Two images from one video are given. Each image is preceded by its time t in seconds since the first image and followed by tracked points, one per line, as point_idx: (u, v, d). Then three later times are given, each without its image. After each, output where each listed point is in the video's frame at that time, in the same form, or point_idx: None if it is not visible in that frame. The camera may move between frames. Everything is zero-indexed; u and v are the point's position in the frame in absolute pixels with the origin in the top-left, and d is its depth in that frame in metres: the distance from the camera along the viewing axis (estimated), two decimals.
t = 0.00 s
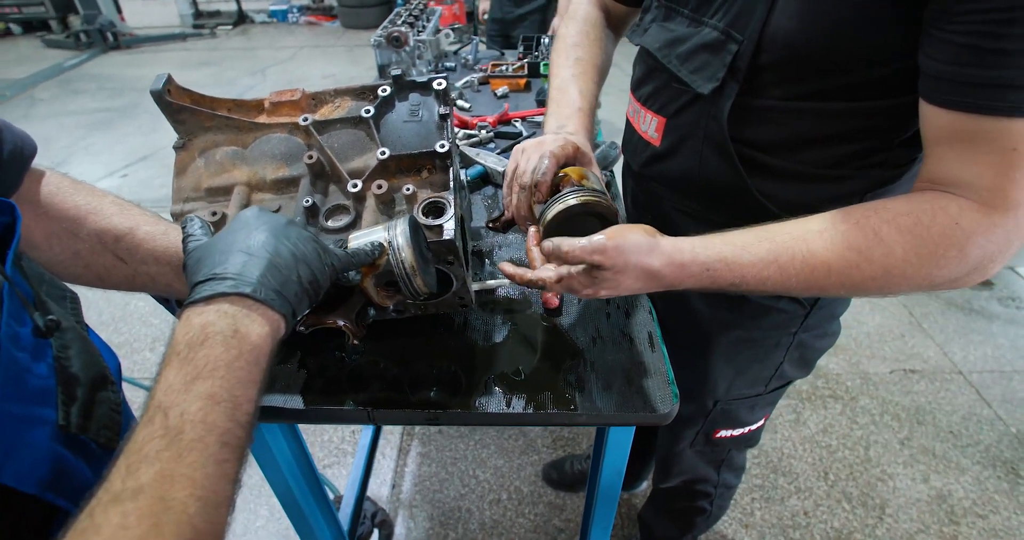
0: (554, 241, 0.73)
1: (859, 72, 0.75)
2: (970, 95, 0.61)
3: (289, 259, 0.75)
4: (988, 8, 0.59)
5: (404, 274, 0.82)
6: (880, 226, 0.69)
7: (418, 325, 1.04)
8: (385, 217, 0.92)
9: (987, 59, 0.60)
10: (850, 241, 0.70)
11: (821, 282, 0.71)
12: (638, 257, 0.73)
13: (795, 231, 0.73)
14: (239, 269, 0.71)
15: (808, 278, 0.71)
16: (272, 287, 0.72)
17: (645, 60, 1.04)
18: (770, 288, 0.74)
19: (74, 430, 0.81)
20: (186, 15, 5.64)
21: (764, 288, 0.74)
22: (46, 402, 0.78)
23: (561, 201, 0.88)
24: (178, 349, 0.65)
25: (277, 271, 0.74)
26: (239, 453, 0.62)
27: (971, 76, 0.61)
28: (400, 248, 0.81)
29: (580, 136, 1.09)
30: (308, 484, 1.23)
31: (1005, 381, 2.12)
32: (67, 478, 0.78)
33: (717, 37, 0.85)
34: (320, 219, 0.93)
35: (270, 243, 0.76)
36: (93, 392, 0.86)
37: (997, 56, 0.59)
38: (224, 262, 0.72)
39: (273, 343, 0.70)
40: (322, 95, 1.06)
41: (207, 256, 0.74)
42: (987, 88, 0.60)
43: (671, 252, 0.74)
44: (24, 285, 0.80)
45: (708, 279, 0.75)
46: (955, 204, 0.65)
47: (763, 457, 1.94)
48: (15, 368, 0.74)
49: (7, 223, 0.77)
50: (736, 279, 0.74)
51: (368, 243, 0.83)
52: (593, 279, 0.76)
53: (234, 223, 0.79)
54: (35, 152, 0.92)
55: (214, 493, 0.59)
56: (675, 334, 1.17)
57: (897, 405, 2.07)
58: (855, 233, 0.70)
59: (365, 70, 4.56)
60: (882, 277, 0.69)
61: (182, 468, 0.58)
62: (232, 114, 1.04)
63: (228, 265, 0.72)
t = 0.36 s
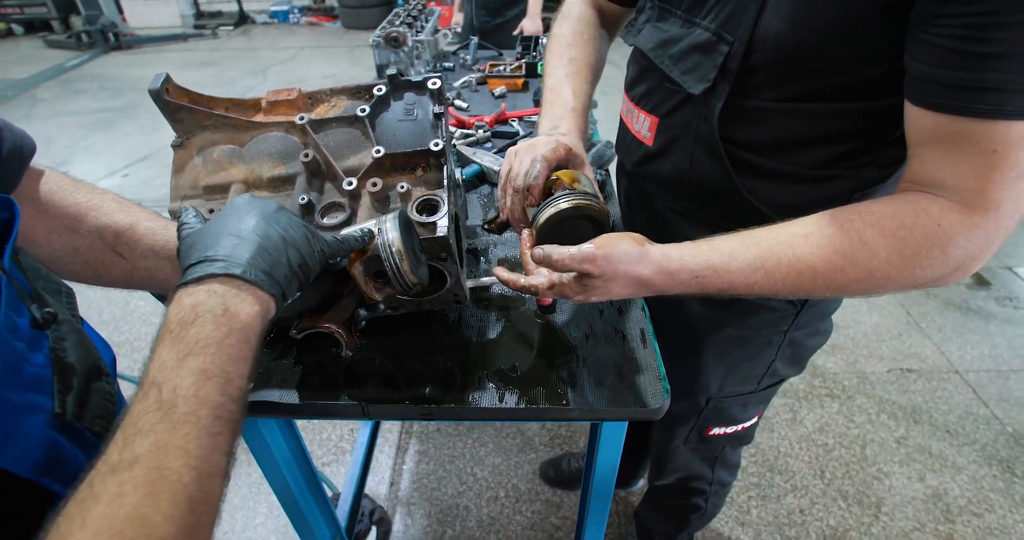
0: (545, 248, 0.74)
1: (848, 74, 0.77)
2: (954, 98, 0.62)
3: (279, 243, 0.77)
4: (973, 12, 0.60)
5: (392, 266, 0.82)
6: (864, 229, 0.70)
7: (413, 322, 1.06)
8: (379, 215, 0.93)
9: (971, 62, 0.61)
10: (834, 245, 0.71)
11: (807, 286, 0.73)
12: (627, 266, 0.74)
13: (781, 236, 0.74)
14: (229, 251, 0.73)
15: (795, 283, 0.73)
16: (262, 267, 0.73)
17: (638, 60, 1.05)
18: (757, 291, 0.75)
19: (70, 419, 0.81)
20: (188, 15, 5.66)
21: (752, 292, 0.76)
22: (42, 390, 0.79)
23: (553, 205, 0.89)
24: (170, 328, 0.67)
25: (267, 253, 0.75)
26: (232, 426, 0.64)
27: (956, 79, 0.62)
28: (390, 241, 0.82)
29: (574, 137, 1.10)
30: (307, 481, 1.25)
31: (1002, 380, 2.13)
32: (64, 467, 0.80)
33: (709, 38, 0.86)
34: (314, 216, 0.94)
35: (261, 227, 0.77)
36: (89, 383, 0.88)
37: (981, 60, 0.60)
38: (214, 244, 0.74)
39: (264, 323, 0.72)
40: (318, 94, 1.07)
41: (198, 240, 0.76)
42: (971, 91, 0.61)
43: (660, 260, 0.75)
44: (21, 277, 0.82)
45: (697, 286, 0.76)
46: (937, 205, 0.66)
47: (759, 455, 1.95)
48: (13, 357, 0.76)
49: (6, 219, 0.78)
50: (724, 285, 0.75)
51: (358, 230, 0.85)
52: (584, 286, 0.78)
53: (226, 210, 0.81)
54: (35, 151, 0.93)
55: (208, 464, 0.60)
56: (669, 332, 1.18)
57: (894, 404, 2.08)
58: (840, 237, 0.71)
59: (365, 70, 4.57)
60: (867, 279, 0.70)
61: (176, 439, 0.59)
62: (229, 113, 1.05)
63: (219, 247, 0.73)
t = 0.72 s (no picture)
0: (551, 244, 0.75)
1: (856, 76, 0.77)
2: (961, 100, 0.62)
3: (284, 234, 0.78)
4: (982, 13, 0.60)
5: (396, 263, 0.83)
6: (872, 231, 0.70)
7: (415, 320, 1.06)
8: (382, 213, 0.93)
9: (979, 64, 0.61)
10: (842, 247, 0.71)
11: (813, 288, 0.73)
12: (633, 266, 0.74)
13: (788, 237, 0.74)
14: (235, 240, 0.74)
15: (802, 285, 0.73)
16: (267, 257, 0.74)
17: (645, 60, 1.05)
18: (762, 293, 0.75)
19: (73, 413, 0.82)
20: (190, 15, 5.66)
21: (757, 293, 0.76)
22: (45, 385, 0.79)
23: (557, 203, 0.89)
24: (175, 315, 0.67)
25: (272, 243, 0.76)
26: (237, 413, 0.64)
27: (964, 81, 0.62)
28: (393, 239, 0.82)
29: (579, 136, 1.10)
30: (308, 479, 1.25)
31: (1005, 382, 2.13)
32: (69, 461, 0.80)
33: (717, 37, 0.86)
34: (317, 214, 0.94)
35: (266, 219, 0.78)
36: (92, 378, 0.88)
37: (990, 62, 0.60)
38: (220, 233, 0.75)
39: (267, 312, 0.72)
40: (322, 93, 1.08)
41: (204, 230, 0.76)
42: (979, 93, 0.61)
43: (666, 260, 0.75)
44: (25, 273, 0.82)
45: (702, 287, 0.76)
46: (945, 208, 0.66)
47: (760, 456, 1.95)
48: (16, 350, 0.75)
49: (9, 214, 0.79)
50: (729, 287, 0.75)
51: (362, 227, 0.85)
52: (588, 285, 0.78)
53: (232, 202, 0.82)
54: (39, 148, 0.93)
55: (214, 450, 0.61)
56: (671, 332, 1.19)
57: (895, 405, 2.08)
58: (848, 239, 0.71)
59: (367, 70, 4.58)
60: (873, 282, 0.70)
61: (182, 424, 0.60)
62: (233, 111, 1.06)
63: (224, 236, 0.74)
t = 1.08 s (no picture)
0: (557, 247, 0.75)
1: (881, 82, 0.77)
2: (983, 107, 0.62)
3: (296, 235, 0.78)
4: (1010, 21, 0.59)
5: (413, 267, 0.84)
6: (879, 243, 0.70)
7: (426, 320, 1.07)
8: (394, 213, 0.94)
9: (1003, 72, 0.60)
10: (847, 258, 0.71)
11: (818, 298, 0.73)
12: (639, 273, 0.75)
13: (793, 247, 0.74)
14: (247, 241, 0.74)
15: (806, 295, 0.73)
16: (279, 259, 0.74)
17: (665, 61, 1.06)
18: (767, 302, 0.76)
19: (93, 412, 0.82)
20: (195, 14, 5.68)
21: (762, 302, 0.76)
22: (66, 383, 0.80)
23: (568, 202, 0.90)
24: (188, 318, 0.67)
25: (285, 245, 0.76)
26: (250, 418, 0.65)
27: (987, 88, 0.61)
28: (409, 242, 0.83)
29: (596, 137, 1.11)
30: (317, 479, 1.26)
31: (1011, 385, 2.12)
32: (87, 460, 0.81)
33: (740, 40, 0.87)
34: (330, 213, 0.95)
35: (279, 220, 0.79)
36: (110, 377, 0.88)
37: (1015, 69, 0.60)
38: (232, 235, 0.75)
39: (279, 314, 0.72)
40: (334, 94, 1.09)
41: (216, 231, 0.77)
42: (1000, 100, 0.61)
43: (672, 268, 0.76)
44: (45, 273, 0.84)
45: (708, 295, 0.77)
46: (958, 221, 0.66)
47: (765, 458, 1.95)
48: (38, 350, 0.77)
49: (28, 214, 0.82)
50: (733, 295, 0.76)
51: (378, 230, 0.86)
52: (593, 289, 0.78)
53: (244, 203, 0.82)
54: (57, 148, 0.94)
55: (229, 455, 0.61)
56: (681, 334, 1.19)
57: (901, 409, 2.07)
58: (855, 250, 0.71)
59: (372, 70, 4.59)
60: (879, 293, 0.71)
61: (197, 431, 0.60)
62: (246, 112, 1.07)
63: (237, 237, 0.74)
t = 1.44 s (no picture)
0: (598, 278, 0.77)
1: (924, 89, 0.75)
2: None
3: (327, 259, 0.78)
4: None
5: (440, 271, 0.84)
6: (934, 271, 0.69)
7: (448, 320, 1.07)
8: (420, 213, 0.95)
9: None
10: (899, 287, 0.70)
11: (872, 326, 0.72)
12: (682, 305, 0.75)
13: (840, 276, 0.73)
14: (278, 266, 0.73)
15: (857, 324, 0.72)
16: (308, 286, 0.74)
17: (702, 61, 1.05)
18: (816, 332, 0.75)
19: (126, 414, 0.84)
20: (214, 16, 5.75)
21: (812, 333, 0.75)
22: (102, 386, 0.82)
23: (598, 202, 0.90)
24: (211, 350, 0.66)
25: (315, 270, 0.76)
26: (268, 459, 0.65)
27: None
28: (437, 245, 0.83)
29: (629, 136, 1.11)
30: (337, 477, 1.27)
31: None
32: (120, 459, 0.83)
33: (780, 42, 0.86)
34: (358, 214, 0.95)
35: (310, 242, 0.78)
36: (143, 379, 0.89)
37: None
38: (262, 257, 0.74)
39: (306, 345, 0.72)
40: (359, 94, 1.09)
41: (246, 250, 0.76)
42: None
43: (715, 299, 0.76)
44: (80, 273, 0.85)
45: (753, 328, 0.76)
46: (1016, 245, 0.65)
47: (784, 464, 1.93)
48: (75, 352, 0.77)
49: (67, 216, 0.85)
50: (781, 326, 0.75)
51: (406, 249, 0.85)
52: (637, 321, 0.78)
53: (275, 218, 0.82)
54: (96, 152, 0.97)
55: (243, 502, 0.61)
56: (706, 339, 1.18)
57: (923, 415, 2.04)
58: (909, 279, 0.70)
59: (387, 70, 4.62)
60: (936, 320, 0.70)
61: (213, 477, 0.60)
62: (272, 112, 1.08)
63: (267, 260, 0.73)
